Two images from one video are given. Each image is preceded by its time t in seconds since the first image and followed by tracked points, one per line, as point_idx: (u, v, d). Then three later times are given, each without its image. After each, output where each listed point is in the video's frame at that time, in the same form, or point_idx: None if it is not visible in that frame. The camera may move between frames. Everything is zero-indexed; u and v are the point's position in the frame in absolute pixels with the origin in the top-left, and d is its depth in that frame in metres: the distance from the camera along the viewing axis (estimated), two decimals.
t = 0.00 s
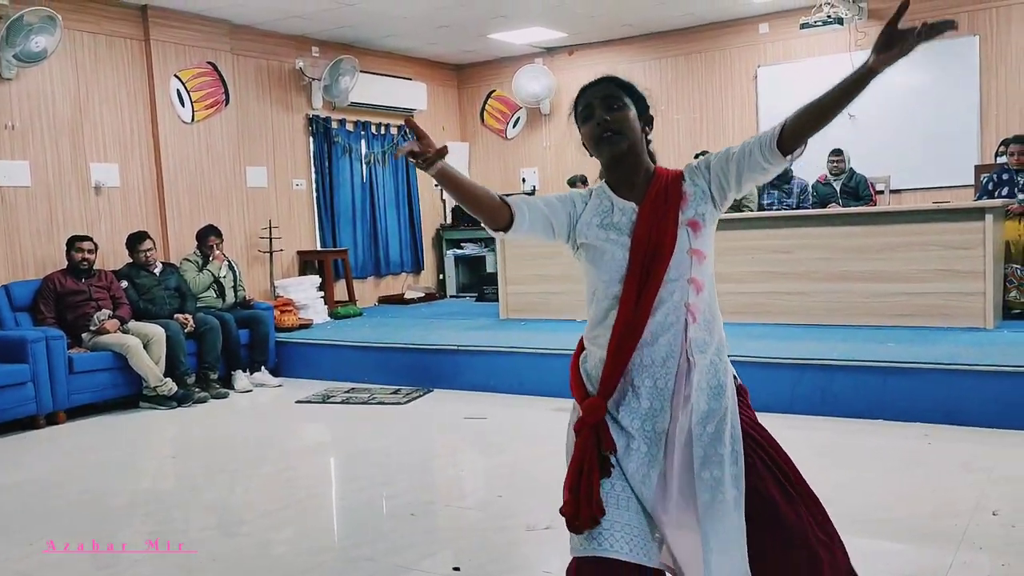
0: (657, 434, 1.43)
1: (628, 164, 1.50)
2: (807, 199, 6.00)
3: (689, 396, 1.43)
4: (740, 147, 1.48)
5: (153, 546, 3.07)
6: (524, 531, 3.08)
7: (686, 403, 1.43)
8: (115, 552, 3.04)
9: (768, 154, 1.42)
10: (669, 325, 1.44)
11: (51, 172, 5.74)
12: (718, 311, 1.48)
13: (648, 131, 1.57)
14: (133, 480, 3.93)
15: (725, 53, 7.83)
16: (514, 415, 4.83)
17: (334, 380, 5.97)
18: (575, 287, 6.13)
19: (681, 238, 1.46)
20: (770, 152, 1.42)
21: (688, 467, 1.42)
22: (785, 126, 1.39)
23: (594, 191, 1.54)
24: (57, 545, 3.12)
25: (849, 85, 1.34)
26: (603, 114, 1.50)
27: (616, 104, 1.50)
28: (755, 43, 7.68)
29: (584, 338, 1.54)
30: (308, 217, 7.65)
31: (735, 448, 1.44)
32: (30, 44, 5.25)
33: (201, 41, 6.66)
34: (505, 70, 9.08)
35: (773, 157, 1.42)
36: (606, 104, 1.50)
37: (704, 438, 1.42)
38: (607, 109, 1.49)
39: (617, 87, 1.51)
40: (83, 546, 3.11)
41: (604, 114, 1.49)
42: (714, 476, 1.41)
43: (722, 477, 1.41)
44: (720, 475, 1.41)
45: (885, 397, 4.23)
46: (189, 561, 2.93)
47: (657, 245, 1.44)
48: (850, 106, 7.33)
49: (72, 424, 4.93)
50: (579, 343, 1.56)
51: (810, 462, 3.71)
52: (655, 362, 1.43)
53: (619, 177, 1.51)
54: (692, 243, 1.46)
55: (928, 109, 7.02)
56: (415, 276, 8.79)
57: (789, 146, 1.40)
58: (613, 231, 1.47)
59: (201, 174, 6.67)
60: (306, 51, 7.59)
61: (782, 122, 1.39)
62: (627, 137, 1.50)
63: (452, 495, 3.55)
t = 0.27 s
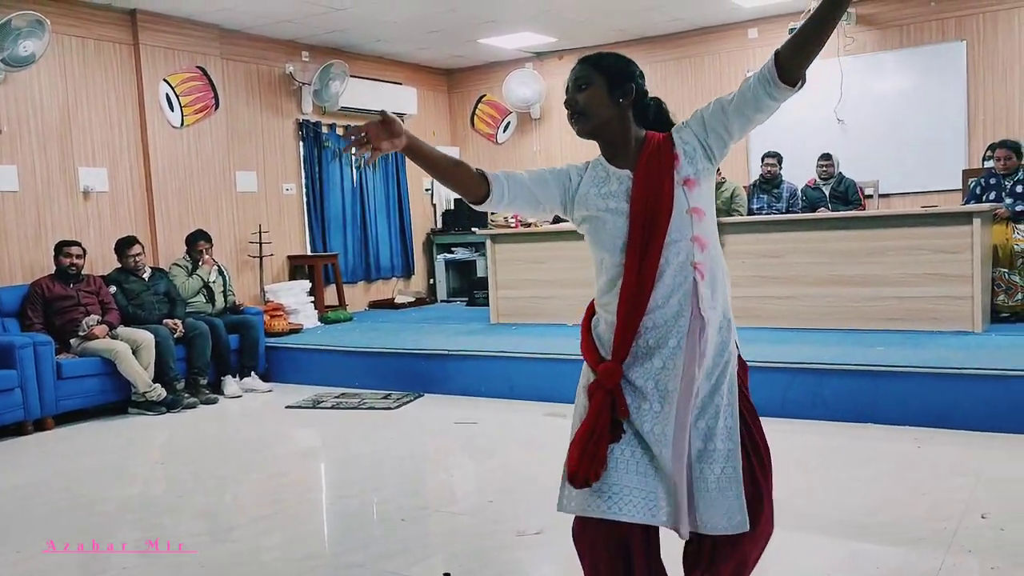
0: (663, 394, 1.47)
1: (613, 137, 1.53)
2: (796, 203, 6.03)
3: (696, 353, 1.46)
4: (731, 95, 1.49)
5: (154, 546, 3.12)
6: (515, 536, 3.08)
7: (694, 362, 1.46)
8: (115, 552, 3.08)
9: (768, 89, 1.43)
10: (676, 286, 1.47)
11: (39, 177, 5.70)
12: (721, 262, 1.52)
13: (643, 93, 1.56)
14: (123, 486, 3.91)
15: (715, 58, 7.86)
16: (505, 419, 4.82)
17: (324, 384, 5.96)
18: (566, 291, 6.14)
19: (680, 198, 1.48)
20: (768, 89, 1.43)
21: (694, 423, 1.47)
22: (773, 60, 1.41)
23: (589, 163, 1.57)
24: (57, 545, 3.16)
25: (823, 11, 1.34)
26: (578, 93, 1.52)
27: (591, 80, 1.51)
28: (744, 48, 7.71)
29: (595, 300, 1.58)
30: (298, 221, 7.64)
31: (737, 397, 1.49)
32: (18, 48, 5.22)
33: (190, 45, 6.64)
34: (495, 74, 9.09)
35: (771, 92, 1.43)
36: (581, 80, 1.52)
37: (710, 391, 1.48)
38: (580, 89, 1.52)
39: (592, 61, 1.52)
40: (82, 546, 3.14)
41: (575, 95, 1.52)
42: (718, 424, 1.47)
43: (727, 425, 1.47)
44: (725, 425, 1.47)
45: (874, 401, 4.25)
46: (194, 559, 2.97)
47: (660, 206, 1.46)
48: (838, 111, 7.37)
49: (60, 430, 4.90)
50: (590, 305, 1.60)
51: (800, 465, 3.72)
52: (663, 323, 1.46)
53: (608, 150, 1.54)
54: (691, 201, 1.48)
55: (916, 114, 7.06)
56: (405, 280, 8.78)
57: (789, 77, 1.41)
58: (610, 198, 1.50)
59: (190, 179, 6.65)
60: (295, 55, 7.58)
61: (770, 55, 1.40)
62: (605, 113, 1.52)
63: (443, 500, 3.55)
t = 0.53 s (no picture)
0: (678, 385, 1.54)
1: (624, 141, 1.59)
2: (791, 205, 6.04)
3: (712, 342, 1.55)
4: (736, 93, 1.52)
5: (153, 546, 3.13)
6: (511, 538, 3.08)
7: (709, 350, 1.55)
8: (115, 552, 3.09)
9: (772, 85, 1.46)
10: (695, 278, 1.53)
11: (32, 179, 5.69)
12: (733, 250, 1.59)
13: (647, 91, 1.61)
14: (118, 488, 3.90)
15: (709, 60, 7.87)
16: (500, 421, 4.82)
17: (319, 386, 5.95)
18: (561, 293, 6.15)
19: (696, 196, 1.53)
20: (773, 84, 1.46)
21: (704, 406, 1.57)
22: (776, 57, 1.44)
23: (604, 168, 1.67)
24: (56, 546, 3.18)
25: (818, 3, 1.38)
26: (582, 106, 1.60)
27: (593, 93, 1.58)
28: (738, 50, 7.72)
29: (613, 284, 1.65)
30: (293, 223, 7.63)
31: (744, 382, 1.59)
32: (12, 49, 5.20)
33: (185, 47, 6.63)
34: (490, 76, 9.09)
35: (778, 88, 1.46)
36: (584, 94, 1.59)
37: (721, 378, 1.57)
38: (584, 104, 1.60)
39: (591, 73, 1.59)
40: (81, 547, 3.15)
41: (581, 110, 1.60)
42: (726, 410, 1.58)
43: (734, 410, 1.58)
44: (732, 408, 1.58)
45: (869, 402, 4.26)
46: (192, 560, 2.98)
47: (682, 199, 1.52)
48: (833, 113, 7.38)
49: (55, 433, 4.89)
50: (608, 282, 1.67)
51: (796, 467, 3.72)
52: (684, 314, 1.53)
53: (623, 153, 1.61)
54: (707, 199, 1.54)
55: (910, 116, 7.08)
56: (401, 282, 8.78)
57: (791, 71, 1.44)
58: (628, 200, 1.57)
59: (185, 181, 6.64)
60: (291, 57, 7.58)
61: (772, 54, 1.43)
62: (612, 120, 1.58)
63: (439, 502, 3.54)
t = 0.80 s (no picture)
0: (639, 367, 1.54)
1: (600, 132, 1.59)
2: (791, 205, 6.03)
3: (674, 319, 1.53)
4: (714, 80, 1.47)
5: (154, 546, 3.13)
6: (511, 539, 3.07)
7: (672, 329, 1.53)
8: (115, 552, 3.09)
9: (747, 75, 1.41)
10: (657, 259, 1.52)
11: (32, 179, 5.69)
12: (704, 224, 1.55)
13: (623, 80, 1.59)
14: (118, 488, 3.89)
15: (710, 60, 7.87)
16: (501, 422, 4.82)
17: (319, 386, 5.95)
18: (561, 293, 6.14)
19: (652, 177, 1.51)
20: (749, 75, 1.41)
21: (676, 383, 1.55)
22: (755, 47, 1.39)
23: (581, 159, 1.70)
24: (57, 546, 3.17)
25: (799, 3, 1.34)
26: (557, 96, 1.59)
27: (566, 84, 1.58)
28: (738, 50, 7.72)
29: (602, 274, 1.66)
30: (294, 224, 7.63)
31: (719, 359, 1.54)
32: (12, 49, 5.20)
33: (185, 47, 6.63)
34: (491, 76, 9.09)
35: (752, 79, 1.41)
36: (559, 85, 1.59)
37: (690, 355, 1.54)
38: (558, 95, 1.59)
39: (564, 64, 1.58)
40: (82, 547, 3.15)
41: (557, 102, 1.59)
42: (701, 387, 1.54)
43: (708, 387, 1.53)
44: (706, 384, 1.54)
45: (869, 402, 4.25)
46: (190, 561, 2.98)
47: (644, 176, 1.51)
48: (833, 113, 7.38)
49: (55, 433, 4.88)
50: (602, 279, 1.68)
51: (796, 468, 3.72)
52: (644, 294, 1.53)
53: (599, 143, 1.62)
54: (664, 178, 1.51)
55: (910, 117, 7.08)
56: (401, 282, 8.78)
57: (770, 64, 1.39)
58: (596, 184, 1.60)
59: (186, 181, 6.64)
60: (291, 57, 7.57)
61: (756, 44, 1.38)
62: (585, 112, 1.58)
63: (439, 502, 3.54)
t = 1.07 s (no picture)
0: (585, 424, 1.54)
1: (562, 176, 1.61)
2: (800, 204, 6.01)
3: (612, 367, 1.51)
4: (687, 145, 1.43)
5: (153, 546, 3.13)
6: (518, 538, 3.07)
7: (609, 376, 1.51)
8: (116, 552, 3.10)
9: (713, 149, 1.37)
10: (596, 305, 1.51)
11: (43, 178, 5.71)
12: (649, 272, 1.51)
13: (590, 125, 1.59)
14: (126, 487, 3.90)
15: (718, 58, 7.85)
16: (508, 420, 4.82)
17: (327, 385, 5.96)
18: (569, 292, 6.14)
19: (598, 221, 1.50)
20: (715, 153, 1.37)
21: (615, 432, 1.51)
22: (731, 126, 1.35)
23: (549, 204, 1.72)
24: (56, 546, 3.18)
25: (782, 101, 1.30)
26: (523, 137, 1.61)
27: (532, 127, 1.59)
28: (747, 49, 7.70)
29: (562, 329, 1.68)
30: (302, 223, 7.64)
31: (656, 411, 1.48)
32: (23, 50, 5.24)
33: (193, 47, 6.65)
34: (498, 75, 9.09)
35: (716, 156, 1.37)
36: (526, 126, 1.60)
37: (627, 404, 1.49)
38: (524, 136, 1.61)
39: (533, 106, 1.59)
40: (81, 547, 3.16)
41: (523, 144, 1.61)
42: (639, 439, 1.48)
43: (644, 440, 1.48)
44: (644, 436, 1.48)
45: (879, 401, 4.24)
46: (191, 561, 2.97)
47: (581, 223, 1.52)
48: (842, 111, 7.35)
49: (65, 432, 4.91)
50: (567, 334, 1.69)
51: (805, 467, 3.71)
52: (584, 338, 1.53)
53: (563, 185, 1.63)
54: (608, 226, 1.50)
55: (920, 114, 7.05)
56: (409, 281, 8.79)
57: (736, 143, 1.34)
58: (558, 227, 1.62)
59: (195, 180, 6.66)
60: (299, 57, 7.59)
61: (728, 124, 1.34)
62: (547, 156, 1.59)
63: (447, 500, 3.54)
